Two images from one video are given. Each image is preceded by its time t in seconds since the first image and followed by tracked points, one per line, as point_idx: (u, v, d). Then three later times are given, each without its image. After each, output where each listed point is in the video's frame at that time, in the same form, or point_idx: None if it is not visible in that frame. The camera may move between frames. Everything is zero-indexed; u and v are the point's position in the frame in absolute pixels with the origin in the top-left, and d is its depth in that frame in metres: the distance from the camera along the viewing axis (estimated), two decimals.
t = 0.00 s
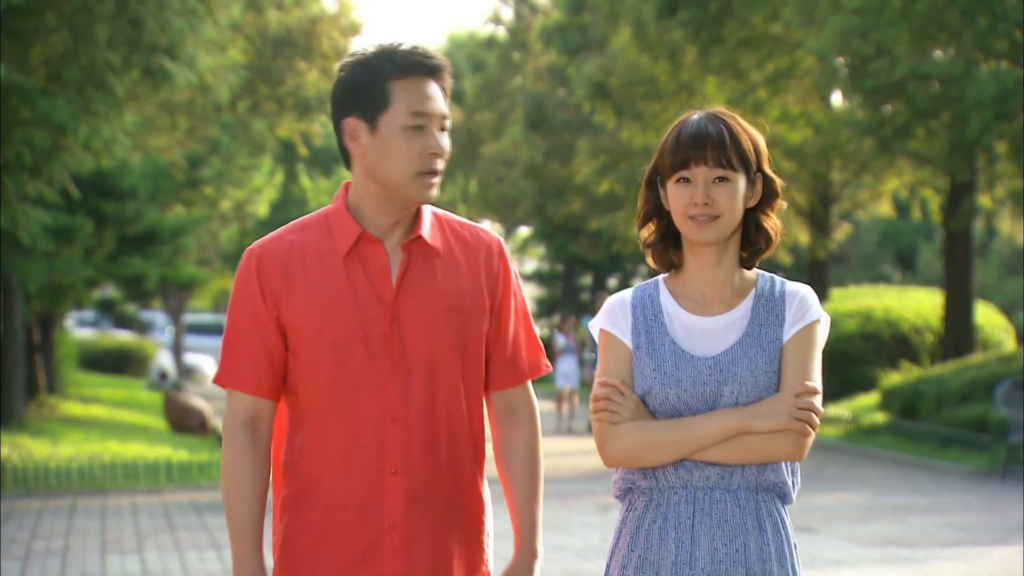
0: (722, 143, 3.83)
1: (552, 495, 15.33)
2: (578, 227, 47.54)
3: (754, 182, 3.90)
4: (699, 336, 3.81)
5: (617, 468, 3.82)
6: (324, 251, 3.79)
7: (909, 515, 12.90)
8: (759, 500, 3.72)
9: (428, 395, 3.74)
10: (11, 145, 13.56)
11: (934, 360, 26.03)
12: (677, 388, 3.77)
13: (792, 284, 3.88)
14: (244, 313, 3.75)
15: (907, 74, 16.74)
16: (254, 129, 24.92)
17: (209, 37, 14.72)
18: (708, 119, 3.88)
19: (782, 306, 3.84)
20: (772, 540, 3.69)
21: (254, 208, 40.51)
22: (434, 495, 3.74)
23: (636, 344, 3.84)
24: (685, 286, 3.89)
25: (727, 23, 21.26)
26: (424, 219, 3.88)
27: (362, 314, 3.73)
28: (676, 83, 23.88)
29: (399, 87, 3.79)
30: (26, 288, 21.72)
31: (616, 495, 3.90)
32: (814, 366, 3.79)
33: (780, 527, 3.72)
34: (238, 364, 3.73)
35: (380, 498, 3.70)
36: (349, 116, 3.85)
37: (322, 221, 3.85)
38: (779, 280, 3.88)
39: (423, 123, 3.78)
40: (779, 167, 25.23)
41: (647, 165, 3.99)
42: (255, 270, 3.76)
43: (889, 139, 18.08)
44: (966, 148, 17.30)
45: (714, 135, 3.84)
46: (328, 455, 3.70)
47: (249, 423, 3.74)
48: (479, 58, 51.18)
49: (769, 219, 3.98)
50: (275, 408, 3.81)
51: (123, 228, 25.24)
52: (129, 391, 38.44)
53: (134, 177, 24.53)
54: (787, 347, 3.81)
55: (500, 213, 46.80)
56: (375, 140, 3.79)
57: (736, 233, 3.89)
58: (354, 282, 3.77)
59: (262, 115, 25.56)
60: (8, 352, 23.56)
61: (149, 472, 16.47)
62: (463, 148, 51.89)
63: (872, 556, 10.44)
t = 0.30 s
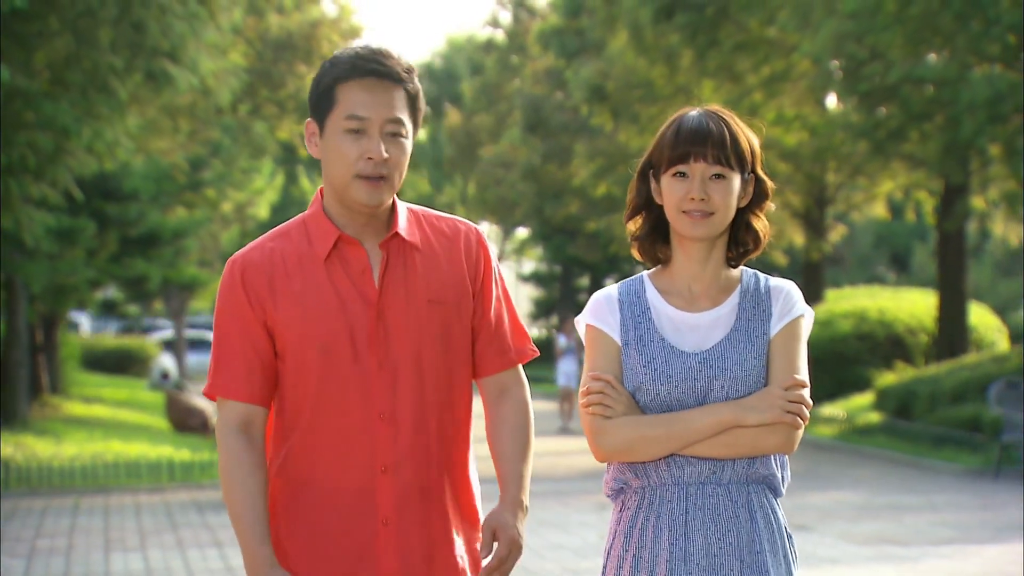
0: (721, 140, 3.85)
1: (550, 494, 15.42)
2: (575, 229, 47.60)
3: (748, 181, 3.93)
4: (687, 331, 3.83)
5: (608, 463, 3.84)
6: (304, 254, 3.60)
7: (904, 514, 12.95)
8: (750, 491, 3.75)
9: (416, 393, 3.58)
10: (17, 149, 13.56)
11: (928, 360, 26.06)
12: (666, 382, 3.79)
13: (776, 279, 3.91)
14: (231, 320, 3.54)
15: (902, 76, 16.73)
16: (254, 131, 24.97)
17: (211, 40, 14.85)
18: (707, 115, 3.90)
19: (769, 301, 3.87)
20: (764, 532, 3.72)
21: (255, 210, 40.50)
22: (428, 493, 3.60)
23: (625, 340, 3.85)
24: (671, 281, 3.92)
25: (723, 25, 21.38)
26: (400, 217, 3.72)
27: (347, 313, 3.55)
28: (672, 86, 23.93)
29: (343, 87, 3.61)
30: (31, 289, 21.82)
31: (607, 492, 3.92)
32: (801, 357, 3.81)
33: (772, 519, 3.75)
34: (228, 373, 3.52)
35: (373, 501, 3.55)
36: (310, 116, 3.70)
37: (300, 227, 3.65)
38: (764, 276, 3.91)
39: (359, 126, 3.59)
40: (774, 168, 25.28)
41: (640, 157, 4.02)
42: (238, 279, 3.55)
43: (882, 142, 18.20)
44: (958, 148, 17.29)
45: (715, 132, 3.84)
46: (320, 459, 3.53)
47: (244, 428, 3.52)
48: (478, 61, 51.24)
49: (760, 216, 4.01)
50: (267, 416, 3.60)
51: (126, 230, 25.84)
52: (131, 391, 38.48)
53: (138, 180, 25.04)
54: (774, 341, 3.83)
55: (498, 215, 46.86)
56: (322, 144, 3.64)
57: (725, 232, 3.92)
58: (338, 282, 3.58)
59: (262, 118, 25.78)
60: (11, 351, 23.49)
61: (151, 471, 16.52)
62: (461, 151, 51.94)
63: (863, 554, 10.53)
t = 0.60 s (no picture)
0: (715, 146, 3.89)
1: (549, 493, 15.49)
2: (573, 230, 47.63)
3: (742, 185, 3.98)
4: (680, 334, 3.88)
5: (605, 467, 3.88)
6: (307, 257, 3.63)
7: (898, 512, 12.97)
8: (744, 490, 3.81)
9: (417, 396, 3.60)
10: (20, 152, 13.55)
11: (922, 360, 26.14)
12: (662, 388, 3.84)
13: (769, 279, 3.97)
14: (233, 321, 3.59)
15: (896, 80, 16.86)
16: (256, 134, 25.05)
17: (213, 43, 14.94)
18: (700, 120, 3.95)
19: (761, 303, 3.93)
20: (760, 529, 3.77)
21: (257, 212, 40.56)
22: (427, 498, 3.62)
23: (620, 345, 3.89)
24: (663, 283, 3.97)
25: (720, 30, 21.40)
26: (407, 220, 3.74)
27: (348, 317, 3.58)
28: (670, 89, 23.94)
29: (338, 99, 3.61)
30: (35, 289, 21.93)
31: (604, 495, 3.97)
32: (793, 361, 3.89)
33: (768, 517, 3.81)
34: (229, 373, 3.57)
35: (370, 502, 3.58)
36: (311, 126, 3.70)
37: (307, 225, 3.69)
38: (758, 276, 3.96)
39: (354, 134, 3.58)
40: (770, 171, 25.32)
41: (635, 161, 4.06)
42: (242, 276, 3.59)
43: (877, 144, 18.29)
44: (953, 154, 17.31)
45: (709, 137, 3.89)
46: (317, 460, 3.57)
47: (240, 428, 3.60)
48: (478, 63, 51.25)
49: (751, 222, 4.07)
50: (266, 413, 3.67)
51: (128, 231, 26.17)
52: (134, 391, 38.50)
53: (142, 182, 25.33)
54: (767, 344, 3.89)
55: (497, 216, 46.87)
56: (322, 156, 3.64)
57: (718, 238, 3.97)
58: (341, 285, 3.62)
59: (262, 121, 25.63)
60: (15, 350, 23.42)
61: (154, 470, 16.54)
62: (460, 153, 51.96)
63: (858, 552, 10.55)
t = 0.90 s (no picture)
0: (714, 158, 3.83)
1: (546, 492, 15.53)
2: (572, 233, 47.67)
3: (743, 198, 3.90)
4: (682, 350, 3.82)
5: (606, 481, 3.85)
6: (333, 262, 3.68)
7: (892, 511, 13.01)
8: (743, 506, 3.74)
9: (429, 409, 3.64)
10: (25, 155, 13.64)
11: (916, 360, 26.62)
12: (661, 404, 3.80)
13: (776, 293, 3.88)
14: (255, 319, 3.63)
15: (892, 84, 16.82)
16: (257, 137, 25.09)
17: (215, 47, 15.02)
18: (700, 133, 3.88)
19: (766, 317, 3.84)
20: (755, 546, 3.70)
21: (259, 215, 40.59)
22: (428, 516, 3.66)
23: (623, 359, 3.85)
24: (667, 299, 3.91)
25: (717, 34, 21.49)
26: (437, 236, 3.79)
27: (368, 326, 3.62)
28: (667, 92, 23.94)
29: (372, 106, 3.67)
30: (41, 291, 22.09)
31: (608, 506, 3.94)
32: (798, 379, 3.79)
33: (765, 535, 3.73)
34: (248, 368, 3.62)
35: (370, 510, 3.61)
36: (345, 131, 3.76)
37: (336, 231, 3.74)
38: (764, 290, 3.87)
39: (386, 141, 3.65)
40: (767, 174, 25.34)
41: (636, 178, 4.00)
42: (267, 276, 3.64)
43: (874, 147, 18.23)
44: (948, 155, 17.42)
45: (708, 150, 3.83)
46: (325, 463, 3.61)
47: (251, 427, 3.65)
48: (477, 67, 51.28)
49: (757, 233, 3.97)
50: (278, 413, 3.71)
51: (131, 233, 26.21)
52: (135, 392, 38.54)
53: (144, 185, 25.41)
54: (771, 360, 3.80)
55: (496, 219, 46.90)
56: (354, 162, 3.70)
57: (722, 251, 3.89)
58: (363, 293, 3.65)
59: (264, 123, 25.82)
60: (20, 351, 23.38)
61: (157, 469, 16.59)
62: (459, 155, 51.98)
63: (853, 551, 10.59)
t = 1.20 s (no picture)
0: (726, 152, 3.99)
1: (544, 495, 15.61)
2: (571, 237, 47.73)
3: (754, 191, 4.08)
4: (695, 340, 3.98)
5: (613, 471, 3.99)
6: (358, 253, 3.83)
7: (886, 513, 13.09)
8: (750, 502, 3.89)
9: (444, 406, 3.79)
10: (29, 159, 13.75)
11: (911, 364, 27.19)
12: (674, 393, 3.95)
13: (787, 293, 4.05)
14: (279, 303, 3.77)
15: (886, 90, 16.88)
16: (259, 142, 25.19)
17: (216, 54, 15.15)
18: (711, 128, 4.05)
19: (778, 314, 4.01)
20: (762, 543, 3.85)
21: (260, 219, 40.64)
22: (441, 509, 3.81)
23: (634, 349, 4.00)
24: (680, 292, 4.07)
25: (714, 41, 21.57)
26: (466, 237, 3.93)
27: (389, 321, 3.77)
28: (665, 99, 23.95)
29: (415, 98, 3.84)
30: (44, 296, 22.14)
31: (611, 499, 4.08)
32: (808, 374, 3.97)
33: (771, 531, 3.88)
34: (272, 347, 3.75)
35: (382, 499, 3.77)
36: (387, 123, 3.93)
37: (365, 224, 3.89)
38: (774, 289, 4.05)
39: (427, 133, 3.82)
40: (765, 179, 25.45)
41: (649, 172, 4.17)
42: (294, 262, 3.78)
43: (869, 152, 18.27)
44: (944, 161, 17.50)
45: (720, 143, 4.00)
46: (342, 452, 3.77)
47: (275, 408, 3.77)
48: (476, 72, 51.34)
49: (766, 228, 4.16)
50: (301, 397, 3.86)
51: (135, 238, 26.29)
52: (138, 395, 38.56)
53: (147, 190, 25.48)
54: (782, 355, 3.98)
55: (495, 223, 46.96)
56: (395, 152, 3.87)
57: (734, 244, 4.06)
58: (386, 287, 3.80)
59: (266, 129, 25.92)
60: (25, 354, 23.43)
61: (160, 472, 16.68)
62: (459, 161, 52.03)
63: (850, 552, 10.65)
